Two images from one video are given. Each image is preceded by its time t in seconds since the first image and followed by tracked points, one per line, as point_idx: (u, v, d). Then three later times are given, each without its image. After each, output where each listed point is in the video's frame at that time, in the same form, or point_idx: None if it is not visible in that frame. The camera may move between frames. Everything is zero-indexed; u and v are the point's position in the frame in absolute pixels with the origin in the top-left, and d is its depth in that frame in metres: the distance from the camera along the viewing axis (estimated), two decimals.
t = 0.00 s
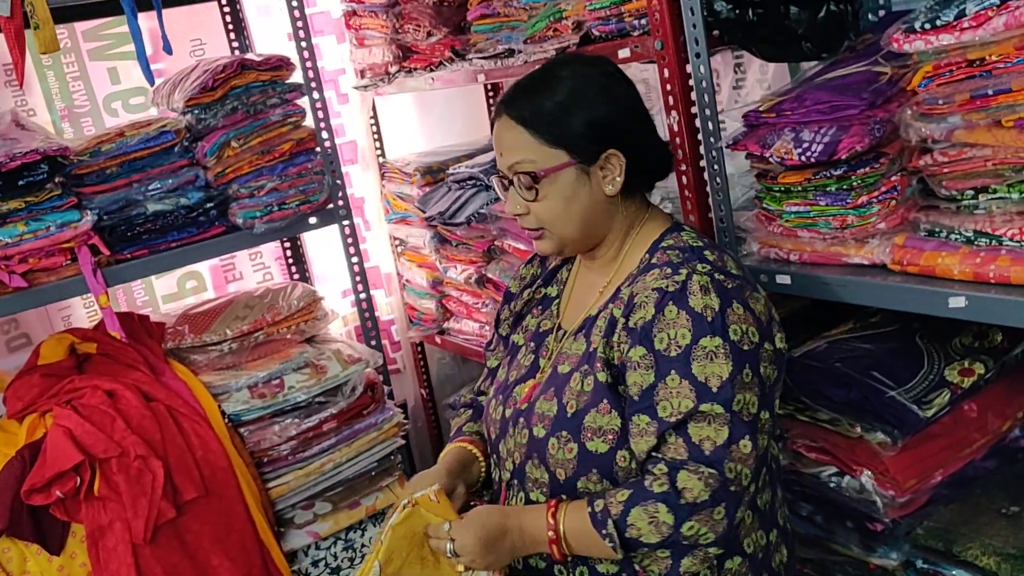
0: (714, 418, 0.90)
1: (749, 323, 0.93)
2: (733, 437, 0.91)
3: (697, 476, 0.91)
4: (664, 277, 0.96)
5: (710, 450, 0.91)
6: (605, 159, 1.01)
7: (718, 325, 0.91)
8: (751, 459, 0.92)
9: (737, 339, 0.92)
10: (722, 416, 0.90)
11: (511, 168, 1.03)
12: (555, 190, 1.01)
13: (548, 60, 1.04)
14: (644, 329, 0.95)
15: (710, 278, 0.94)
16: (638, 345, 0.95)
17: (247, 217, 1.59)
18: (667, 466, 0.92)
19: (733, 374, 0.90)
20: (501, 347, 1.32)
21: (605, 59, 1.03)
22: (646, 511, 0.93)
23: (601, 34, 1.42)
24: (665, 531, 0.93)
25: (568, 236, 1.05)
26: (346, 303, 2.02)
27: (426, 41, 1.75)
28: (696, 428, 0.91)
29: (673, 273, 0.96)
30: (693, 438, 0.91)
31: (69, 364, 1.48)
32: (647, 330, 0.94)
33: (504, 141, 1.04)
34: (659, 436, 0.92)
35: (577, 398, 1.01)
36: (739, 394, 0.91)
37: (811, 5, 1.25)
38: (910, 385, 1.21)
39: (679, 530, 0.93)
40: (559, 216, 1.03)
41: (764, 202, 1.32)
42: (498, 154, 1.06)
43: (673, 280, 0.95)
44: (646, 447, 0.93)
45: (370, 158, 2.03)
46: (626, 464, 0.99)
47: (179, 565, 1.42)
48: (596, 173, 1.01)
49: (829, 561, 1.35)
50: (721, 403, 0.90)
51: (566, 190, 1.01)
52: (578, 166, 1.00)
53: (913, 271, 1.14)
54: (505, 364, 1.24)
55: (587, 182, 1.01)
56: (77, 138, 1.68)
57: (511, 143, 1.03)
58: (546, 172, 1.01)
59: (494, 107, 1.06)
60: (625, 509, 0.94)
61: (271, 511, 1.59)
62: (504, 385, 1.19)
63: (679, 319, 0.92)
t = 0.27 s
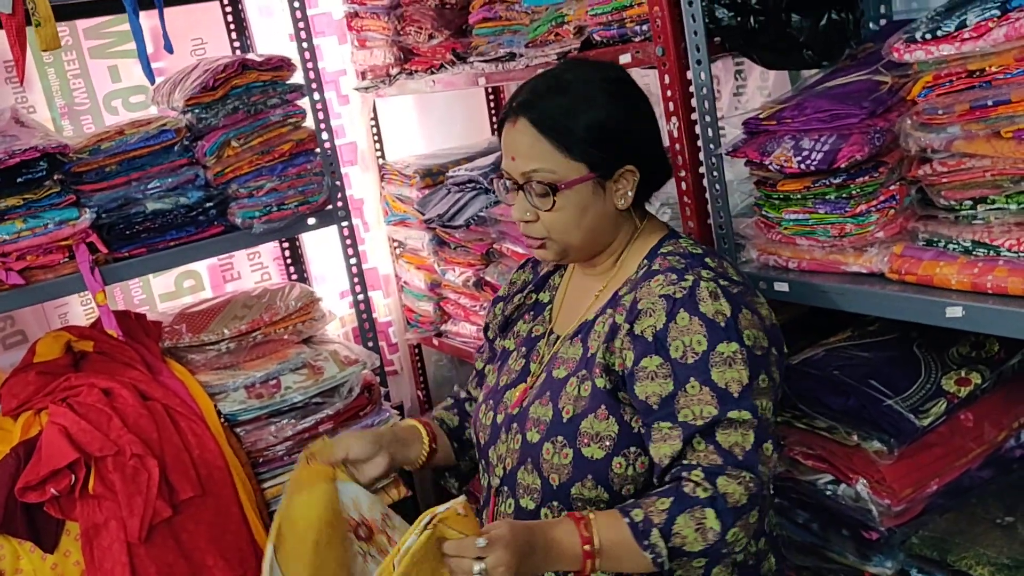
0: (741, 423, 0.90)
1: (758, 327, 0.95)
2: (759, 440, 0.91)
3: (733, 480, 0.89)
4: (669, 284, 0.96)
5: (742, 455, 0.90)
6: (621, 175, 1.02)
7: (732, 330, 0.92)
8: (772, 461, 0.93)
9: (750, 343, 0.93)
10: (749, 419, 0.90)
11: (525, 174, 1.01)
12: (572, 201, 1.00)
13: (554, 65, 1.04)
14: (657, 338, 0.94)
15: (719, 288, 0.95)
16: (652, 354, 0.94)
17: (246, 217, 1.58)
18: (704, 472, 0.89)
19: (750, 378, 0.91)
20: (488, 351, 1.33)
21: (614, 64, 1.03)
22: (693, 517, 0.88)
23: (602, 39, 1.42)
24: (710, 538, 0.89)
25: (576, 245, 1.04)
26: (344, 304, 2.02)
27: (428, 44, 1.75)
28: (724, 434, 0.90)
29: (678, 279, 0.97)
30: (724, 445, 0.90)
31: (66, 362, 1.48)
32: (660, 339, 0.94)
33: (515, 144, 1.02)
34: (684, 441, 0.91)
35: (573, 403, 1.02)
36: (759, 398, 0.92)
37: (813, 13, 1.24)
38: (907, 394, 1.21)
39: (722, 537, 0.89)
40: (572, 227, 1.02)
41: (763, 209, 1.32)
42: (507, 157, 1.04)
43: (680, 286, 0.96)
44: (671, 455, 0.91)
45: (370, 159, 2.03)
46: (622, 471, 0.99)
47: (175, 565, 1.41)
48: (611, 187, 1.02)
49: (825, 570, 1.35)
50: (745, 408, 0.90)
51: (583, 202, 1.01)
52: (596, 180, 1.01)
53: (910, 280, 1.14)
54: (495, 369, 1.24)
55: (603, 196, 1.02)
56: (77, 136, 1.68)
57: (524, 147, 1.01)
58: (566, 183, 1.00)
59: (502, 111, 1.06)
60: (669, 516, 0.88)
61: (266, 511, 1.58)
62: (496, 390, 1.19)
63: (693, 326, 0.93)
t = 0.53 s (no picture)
0: (754, 436, 0.90)
1: (760, 339, 0.95)
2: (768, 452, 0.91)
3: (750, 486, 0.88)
4: (670, 296, 0.96)
5: (756, 462, 0.90)
6: (621, 184, 1.02)
7: (736, 342, 0.92)
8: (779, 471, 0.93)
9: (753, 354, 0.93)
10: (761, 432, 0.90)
11: (524, 179, 1.01)
12: (570, 209, 1.00)
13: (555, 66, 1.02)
14: (661, 352, 0.93)
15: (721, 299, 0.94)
16: (657, 369, 0.93)
17: (244, 216, 1.59)
18: (725, 481, 0.87)
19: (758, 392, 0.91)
20: (490, 353, 1.33)
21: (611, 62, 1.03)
22: (723, 520, 0.86)
23: (601, 40, 1.42)
24: (739, 544, 0.86)
25: (572, 252, 1.05)
26: (342, 303, 2.02)
27: (427, 43, 1.75)
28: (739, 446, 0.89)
29: (679, 291, 0.96)
30: (739, 456, 0.89)
31: (62, 360, 1.48)
32: (664, 354, 0.93)
33: (514, 148, 1.02)
34: (699, 453, 0.89)
35: (564, 414, 1.02)
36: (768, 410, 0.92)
37: (812, 13, 1.23)
38: (904, 396, 1.21)
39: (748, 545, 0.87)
40: (570, 235, 1.02)
41: (761, 210, 1.32)
42: (507, 160, 1.03)
43: (681, 299, 0.95)
44: (684, 463, 0.89)
45: (369, 158, 2.03)
46: (612, 483, 0.99)
47: (170, 563, 1.41)
48: (610, 196, 1.02)
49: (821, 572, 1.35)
50: (755, 421, 0.90)
51: (582, 211, 1.01)
52: (596, 189, 1.00)
53: (907, 282, 1.14)
54: (490, 374, 1.24)
55: (601, 205, 1.02)
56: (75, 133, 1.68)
57: (523, 151, 1.01)
58: (565, 192, 0.99)
59: (503, 112, 1.05)
60: (702, 514, 0.85)
61: (261, 509, 1.59)
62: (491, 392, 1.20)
63: (697, 338, 0.92)
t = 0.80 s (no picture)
0: (749, 437, 0.87)
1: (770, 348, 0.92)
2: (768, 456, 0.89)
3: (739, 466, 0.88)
4: (685, 295, 0.94)
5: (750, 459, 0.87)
6: (638, 174, 1.00)
7: (746, 345, 0.89)
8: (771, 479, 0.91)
9: (763, 362, 0.90)
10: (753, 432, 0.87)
11: (538, 177, 0.99)
12: (588, 204, 0.98)
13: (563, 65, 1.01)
14: (667, 346, 0.92)
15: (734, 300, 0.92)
16: (661, 362, 0.92)
17: (239, 216, 1.58)
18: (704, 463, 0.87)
19: (761, 396, 0.88)
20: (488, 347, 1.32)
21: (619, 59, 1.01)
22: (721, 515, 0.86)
23: (598, 40, 1.42)
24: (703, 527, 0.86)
25: (592, 249, 1.03)
26: (339, 303, 2.02)
27: (423, 43, 1.75)
28: (729, 440, 0.87)
29: (695, 290, 0.94)
30: (730, 451, 0.87)
31: (57, 360, 1.48)
32: (671, 347, 0.92)
33: (526, 147, 0.99)
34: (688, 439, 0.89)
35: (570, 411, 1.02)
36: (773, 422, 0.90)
37: (808, 13, 1.21)
38: (900, 397, 1.20)
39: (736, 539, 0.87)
40: (589, 230, 1.00)
41: (757, 211, 1.32)
42: (519, 160, 1.01)
43: (696, 297, 0.93)
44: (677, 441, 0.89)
45: (365, 158, 2.03)
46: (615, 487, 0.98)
47: (164, 564, 1.41)
48: (628, 187, 1.00)
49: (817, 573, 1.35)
50: (751, 422, 0.87)
51: (599, 205, 0.99)
52: (613, 181, 0.98)
53: (904, 283, 1.14)
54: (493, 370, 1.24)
55: (619, 197, 1.00)
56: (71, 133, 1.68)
57: (535, 150, 0.98)
58: (583, 186, 0.97)
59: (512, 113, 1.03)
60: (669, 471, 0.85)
61: (256, 510, 1.58)
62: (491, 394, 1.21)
63: (704, 336, 0.90)
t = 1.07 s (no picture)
0: (688, 417, 0.87)
1: (755, 344, 0.91)
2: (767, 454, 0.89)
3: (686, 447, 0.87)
4: (679, 287, 0.94)
5: (677, 445, 0.87)
6: (657, 171, 1.01)
7: (722, 336, 0.89)
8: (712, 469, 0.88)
9: (739, 356, 0.89)
10: (698, 418, 0.87)
11: (557, 175, 1.00)
12: (606, 201, 0.99)
13: (579, 61, 1.01)
14: (649, 331, 0.93)
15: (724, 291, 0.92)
16: (640, 347, 0.93)
17: (238, 216, 1.58)
18: (632, 440, 0.89)
19: (724, 385, 0.87)
20: (499, 342, 1.32)
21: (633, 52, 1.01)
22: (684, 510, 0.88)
23: (596, 39, 1.42)
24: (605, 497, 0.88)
25: (609, 245, 1.03)
26: (337, 303, 2.00)
27: (421, 43, 1.75)
28: (667, 420, 0.88)
29: (690, 283, 0.94)
30: (660, 429, 0.88)
31: (56, 361, 1.48)
32: (652, 333, 0.93)
33: (544, 145, 1.00)
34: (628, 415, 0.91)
35: (573, 404, 1.01)
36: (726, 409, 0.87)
37: (806, 12, 1.21)
38: (898, 396, 1.20)
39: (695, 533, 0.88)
40: (606, 227, 1.01)
41: (756, 210, 1.32)
42: (538, 157, 1.02)
43: (689, 290, 0.93)
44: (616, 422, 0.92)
45: (364, 158, 2.02)
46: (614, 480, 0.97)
47: (163, 564, 1.41)
48: (647, 184, 1.01)
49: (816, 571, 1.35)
50: (703, 406, 0.87)
51: (617, 203, 0.99)
52: (631, 179, 0.99)
53: (903, 281, 1.14)
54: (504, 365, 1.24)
55: (637, 194, 1.01)
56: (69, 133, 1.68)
57: (553, 147, 0.99)
58: (601, 183, 0.98)
59: (530, 108, 1.03)
60: (574, 455, 0.91)
61: (256, 511, 1.58)
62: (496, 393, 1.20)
63: (683, 321, 0.91)
